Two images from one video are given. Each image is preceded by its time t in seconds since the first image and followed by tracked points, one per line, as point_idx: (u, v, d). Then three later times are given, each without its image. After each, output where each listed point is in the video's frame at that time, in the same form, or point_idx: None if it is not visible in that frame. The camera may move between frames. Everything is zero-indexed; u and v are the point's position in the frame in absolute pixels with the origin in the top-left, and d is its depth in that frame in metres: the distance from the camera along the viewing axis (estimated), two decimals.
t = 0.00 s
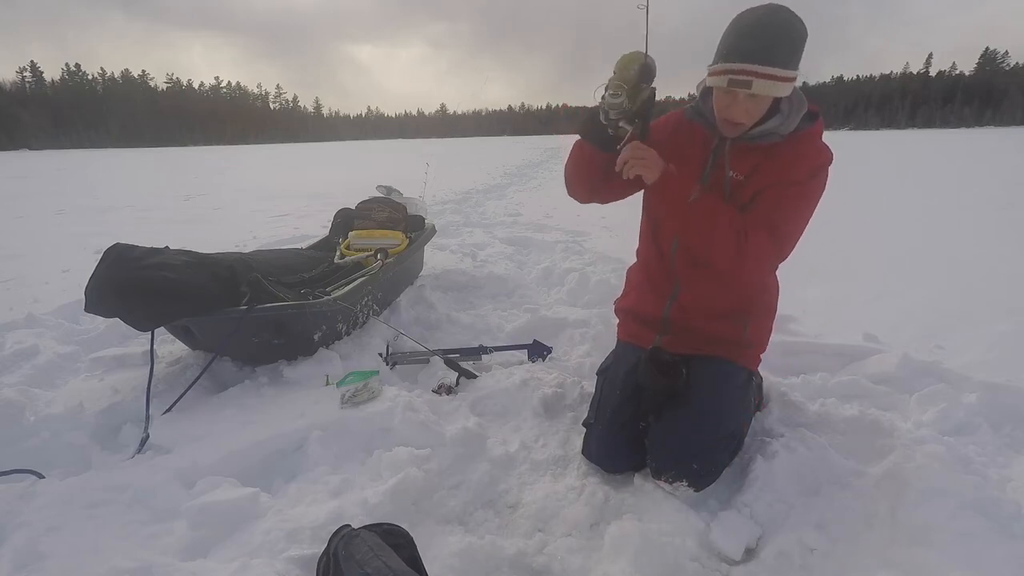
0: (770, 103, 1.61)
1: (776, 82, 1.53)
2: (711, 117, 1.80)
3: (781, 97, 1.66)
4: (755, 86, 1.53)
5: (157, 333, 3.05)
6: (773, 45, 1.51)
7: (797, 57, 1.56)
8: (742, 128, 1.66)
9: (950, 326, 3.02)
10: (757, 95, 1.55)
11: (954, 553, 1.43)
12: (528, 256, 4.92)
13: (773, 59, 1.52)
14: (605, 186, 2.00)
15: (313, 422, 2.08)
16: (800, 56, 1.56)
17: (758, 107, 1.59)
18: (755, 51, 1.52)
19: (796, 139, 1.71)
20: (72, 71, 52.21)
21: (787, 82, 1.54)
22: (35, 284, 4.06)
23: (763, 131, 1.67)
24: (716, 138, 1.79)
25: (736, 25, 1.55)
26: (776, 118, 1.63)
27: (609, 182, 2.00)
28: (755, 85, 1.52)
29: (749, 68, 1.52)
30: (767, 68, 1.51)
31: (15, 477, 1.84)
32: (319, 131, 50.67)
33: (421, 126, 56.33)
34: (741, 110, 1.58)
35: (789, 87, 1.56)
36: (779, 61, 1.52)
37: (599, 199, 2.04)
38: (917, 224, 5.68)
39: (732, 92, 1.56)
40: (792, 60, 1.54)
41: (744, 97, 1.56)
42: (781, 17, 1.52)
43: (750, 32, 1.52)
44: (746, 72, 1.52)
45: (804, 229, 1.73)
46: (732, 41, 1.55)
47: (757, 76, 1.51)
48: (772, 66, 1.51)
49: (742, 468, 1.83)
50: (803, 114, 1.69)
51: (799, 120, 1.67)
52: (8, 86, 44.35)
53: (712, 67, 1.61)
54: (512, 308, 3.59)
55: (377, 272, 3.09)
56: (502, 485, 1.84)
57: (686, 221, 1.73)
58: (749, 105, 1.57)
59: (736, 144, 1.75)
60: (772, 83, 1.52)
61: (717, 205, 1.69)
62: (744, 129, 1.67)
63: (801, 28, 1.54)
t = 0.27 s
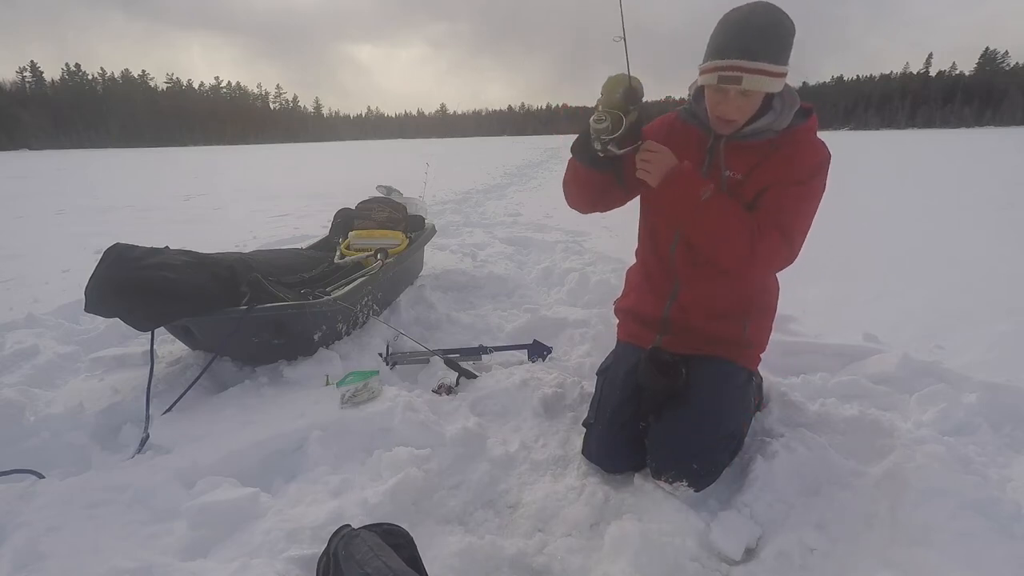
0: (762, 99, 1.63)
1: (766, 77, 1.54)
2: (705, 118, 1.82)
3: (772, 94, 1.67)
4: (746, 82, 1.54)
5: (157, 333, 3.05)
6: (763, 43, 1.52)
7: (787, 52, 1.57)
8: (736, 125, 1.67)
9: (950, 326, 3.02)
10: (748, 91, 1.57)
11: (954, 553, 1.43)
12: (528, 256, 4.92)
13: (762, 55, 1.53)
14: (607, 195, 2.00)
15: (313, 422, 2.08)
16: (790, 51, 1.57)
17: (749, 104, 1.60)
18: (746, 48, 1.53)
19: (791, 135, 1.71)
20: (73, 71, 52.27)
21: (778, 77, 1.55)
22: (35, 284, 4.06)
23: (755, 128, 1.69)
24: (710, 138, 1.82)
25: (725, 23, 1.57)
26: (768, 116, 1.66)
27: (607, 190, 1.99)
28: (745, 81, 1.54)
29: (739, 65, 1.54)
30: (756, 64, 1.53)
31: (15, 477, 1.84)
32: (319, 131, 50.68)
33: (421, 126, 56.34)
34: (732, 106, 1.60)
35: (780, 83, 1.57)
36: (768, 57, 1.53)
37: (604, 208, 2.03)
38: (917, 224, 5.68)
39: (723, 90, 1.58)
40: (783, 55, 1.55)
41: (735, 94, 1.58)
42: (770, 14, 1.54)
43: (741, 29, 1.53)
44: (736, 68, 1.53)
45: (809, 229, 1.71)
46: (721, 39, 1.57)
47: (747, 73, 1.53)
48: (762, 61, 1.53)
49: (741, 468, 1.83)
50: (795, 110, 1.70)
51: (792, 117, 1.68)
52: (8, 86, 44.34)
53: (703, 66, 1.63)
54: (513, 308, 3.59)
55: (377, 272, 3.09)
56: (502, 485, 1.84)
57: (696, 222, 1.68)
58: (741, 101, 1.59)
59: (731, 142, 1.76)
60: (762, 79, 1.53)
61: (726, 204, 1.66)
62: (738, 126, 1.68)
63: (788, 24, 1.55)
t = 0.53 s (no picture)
0: (754, 99, 1.64)
1: (756, 76, 1.55)
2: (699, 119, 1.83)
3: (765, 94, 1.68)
4: (737, 83, 1.55)
5: (157, 333, 3.05)
6: (753, 43, 1.53)
7: (777, 51, 1.58)
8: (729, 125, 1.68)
9: (950, 326, 3.02)
10: (740, 92, 1.58)
11: (954, 553, 1.43)
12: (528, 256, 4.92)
13: (751, 54, 1.54)
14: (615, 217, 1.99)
15: (313, 422, 2.08)
16: (780, 50, 1.58)
17: (741, 104, 1.61)
18: (735, 48, 1.54)
19: (786, 134, 1.71)
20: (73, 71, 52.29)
21: (769, 76, 1.56)
22: (35, 284, 4.06)
23: (749, 128, 1.70)
24: (704, 139, 1.81)
25: (713, 25, 1.58)
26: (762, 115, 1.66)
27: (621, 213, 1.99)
28: (737, 81, 1.55)
29: (730, 66, 1.55)
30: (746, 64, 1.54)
31: (15, 477, 1.84)
32: (319, 131, 50.68)
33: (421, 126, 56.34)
34: (725, 107, 1.61)
35: (772, 82, 1.58)
36: (758, 56, 1.54)
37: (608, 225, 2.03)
38: (917, 224, 5.68)
39: (714, 91, 1.59)
40: (773, 54, 1.56)
41: (727, 95, 1.59)
42: (760, 13, 1.55)
43: (731, 29, 1.54)
44: (727, 69, 1.54)
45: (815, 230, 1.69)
46: (711, 40, 1.58)
47: (738, 73, 1.54)
48: (752, 62, 1.54)
49: (741, 468, 1.83)
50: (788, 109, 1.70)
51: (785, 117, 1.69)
52: (9, 86, 44.34)
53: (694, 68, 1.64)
54: (513, 308, 3.59)
55: (377, 272, 3.09)
56: (502, 485, 1.84)
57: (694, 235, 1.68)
58: (733, 102, 1.60)
59: (726, 143, 1.76)
60: (753, 79, 1.54)
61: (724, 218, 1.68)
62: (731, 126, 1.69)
63: (777, 23, 1.56)
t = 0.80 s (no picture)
0: (748, 100, 1.64)
1: (749, 78, 1.55)
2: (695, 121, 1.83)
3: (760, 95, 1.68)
4: (730, 85, 1.56)
5: (157, 333, 3.05)
6: (745, 45, 1.53)
7: (771, 51, 1.58)
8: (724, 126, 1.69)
9: (950, 326, 3.02)
10: (734, 94, 1.58)
11: (954, 553, 1.43)
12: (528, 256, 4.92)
13: (745, 56, 1.54)
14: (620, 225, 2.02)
15: (313, 422, 2.08)
16: (773, 51, 1.58)
17: (735, 106, 1.62)
18: (728, 50, 1.54)
19: (784, 133, 1.71)
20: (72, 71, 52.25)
21: (762, 78, 1.57)
22: (35, 283, 4.06)
23: (745, 129, 1.70)
24: (703, 141, 1.82)
25: (705, 27, 1.58)
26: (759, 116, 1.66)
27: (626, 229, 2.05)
28: (730, 84, 1.56)
29: (722, 68, 1.55)
30: (739, 66, 1.54)
31: (15, 477, 1.84)
32: (319, 131, 50.68)
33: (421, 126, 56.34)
34: (719, 109, 1.62)
35: (765, 83, 1.59)
36: (751, 58, 1.54)
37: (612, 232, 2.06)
38: (917, 224, 5.68)
39: (708, 93, 1.60)
40: (766, 55, 1.56)
41: (721, 97, 1.59)
42: (751, 15, 1.55)
43: (722, 31, 1.54)
44: (721, 72, 1.55)
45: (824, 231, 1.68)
46: (703, 43, 1.58)
47: (731, 75, 1.55)
48: (745, 64, 1.54)
49: (742, 468, 1.82)
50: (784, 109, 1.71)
51: (781, 117, 1.70)
52: (8, 86, 44.33)
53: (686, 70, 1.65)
54: (513, 308, 3.59)
55: (377, 272, 3.09)
56: (502, 485, 1.84)
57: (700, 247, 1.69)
58: (727, 104, 1.60)
59: (723, 145, 1.76)
60: (746, 81, 1.55)
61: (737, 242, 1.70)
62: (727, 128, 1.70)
63: (770, 24, 1.56)
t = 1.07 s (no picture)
0: (744, 101, 1.64)
1: (745, 80, 1.55)
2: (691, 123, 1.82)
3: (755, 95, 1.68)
4: (725, 88, 1.56)
5: (157, 333, 3.05)
6: (740, 48, 1.53)
7: (766, 53, 1.58)
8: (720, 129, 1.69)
9: (950, 326, 3.02)
10: (730, 97, 1.58)
11: (954, 553, 1.43)
12: (529, 256, 4.92)
13: (739, 59, 1.54)
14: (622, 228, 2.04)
15: (313, 423, 2.08)
16: (768, 52, 1.58)
17: (730, 108, 1.62)
18: (722, 54, 1.54)
19: (780, 133, 1.71)
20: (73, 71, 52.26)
21: (757, 80, 1.57)
22: (36, 283, 4.06)
23: (741, 130, 1.70)
24: (698, 144, 1.80)
25: (699, 31, 1.58)
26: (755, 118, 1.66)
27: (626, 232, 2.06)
28: (725, 88, 1.56)
29: (717, 71, 1.55)
30: (734, 69, 1.54)
31: (15, 477, 1.84)
32: (319, 131, 50.68)
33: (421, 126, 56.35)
34: (715, 112, 1.62)
35: (761, 84, 1.59)
36: (745, 60, 1.54)
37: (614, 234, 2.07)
38: (917, 224, 5.68)
39: (704, 97, 1.60)
40: (761, 57, 1.56)
41: (717, 100, 1.60)
42: (746, 16, 1.54)
43: (717, 33, 1.54)
44: (716, 76, 1.55)
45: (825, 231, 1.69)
46: (698, 45, 1.58)
47: (726, 79, 1.55)
48: (740, 66, 1.54)
49: (742, 468, 1.82)
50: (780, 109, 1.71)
51: (777, 118, 1.70)
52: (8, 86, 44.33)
53: (681, 73, 1.65)
54: (513, 308, 3.59)
55: (377, 272, 3.09)
56: (502, 485, 1.84)
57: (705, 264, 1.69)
58: (722, 107, 1.61)
59: (720, 147, 1.75)
60: (741, 84, 1.55)
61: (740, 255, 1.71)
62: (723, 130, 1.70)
63: (764, 25, 1.56)
